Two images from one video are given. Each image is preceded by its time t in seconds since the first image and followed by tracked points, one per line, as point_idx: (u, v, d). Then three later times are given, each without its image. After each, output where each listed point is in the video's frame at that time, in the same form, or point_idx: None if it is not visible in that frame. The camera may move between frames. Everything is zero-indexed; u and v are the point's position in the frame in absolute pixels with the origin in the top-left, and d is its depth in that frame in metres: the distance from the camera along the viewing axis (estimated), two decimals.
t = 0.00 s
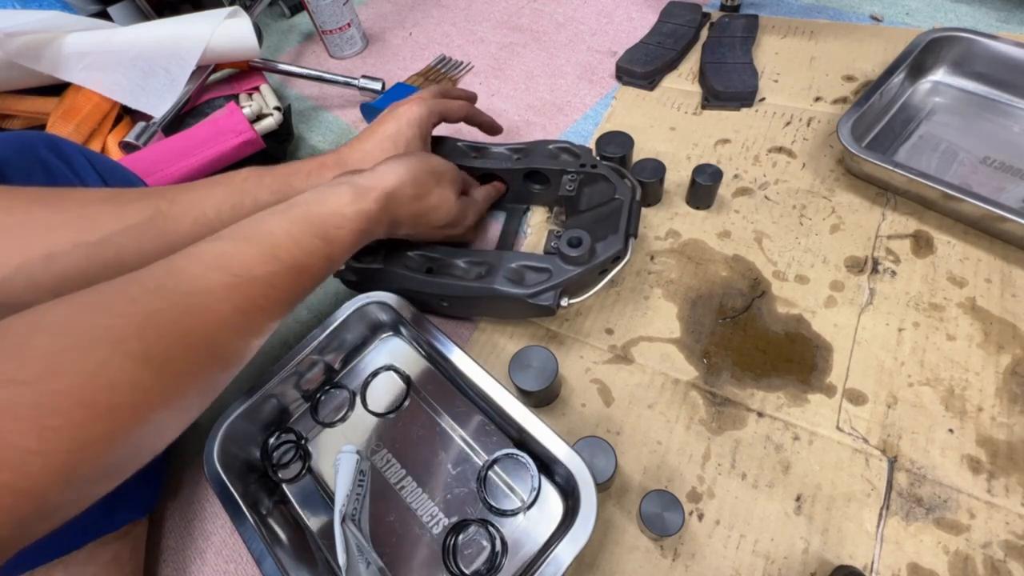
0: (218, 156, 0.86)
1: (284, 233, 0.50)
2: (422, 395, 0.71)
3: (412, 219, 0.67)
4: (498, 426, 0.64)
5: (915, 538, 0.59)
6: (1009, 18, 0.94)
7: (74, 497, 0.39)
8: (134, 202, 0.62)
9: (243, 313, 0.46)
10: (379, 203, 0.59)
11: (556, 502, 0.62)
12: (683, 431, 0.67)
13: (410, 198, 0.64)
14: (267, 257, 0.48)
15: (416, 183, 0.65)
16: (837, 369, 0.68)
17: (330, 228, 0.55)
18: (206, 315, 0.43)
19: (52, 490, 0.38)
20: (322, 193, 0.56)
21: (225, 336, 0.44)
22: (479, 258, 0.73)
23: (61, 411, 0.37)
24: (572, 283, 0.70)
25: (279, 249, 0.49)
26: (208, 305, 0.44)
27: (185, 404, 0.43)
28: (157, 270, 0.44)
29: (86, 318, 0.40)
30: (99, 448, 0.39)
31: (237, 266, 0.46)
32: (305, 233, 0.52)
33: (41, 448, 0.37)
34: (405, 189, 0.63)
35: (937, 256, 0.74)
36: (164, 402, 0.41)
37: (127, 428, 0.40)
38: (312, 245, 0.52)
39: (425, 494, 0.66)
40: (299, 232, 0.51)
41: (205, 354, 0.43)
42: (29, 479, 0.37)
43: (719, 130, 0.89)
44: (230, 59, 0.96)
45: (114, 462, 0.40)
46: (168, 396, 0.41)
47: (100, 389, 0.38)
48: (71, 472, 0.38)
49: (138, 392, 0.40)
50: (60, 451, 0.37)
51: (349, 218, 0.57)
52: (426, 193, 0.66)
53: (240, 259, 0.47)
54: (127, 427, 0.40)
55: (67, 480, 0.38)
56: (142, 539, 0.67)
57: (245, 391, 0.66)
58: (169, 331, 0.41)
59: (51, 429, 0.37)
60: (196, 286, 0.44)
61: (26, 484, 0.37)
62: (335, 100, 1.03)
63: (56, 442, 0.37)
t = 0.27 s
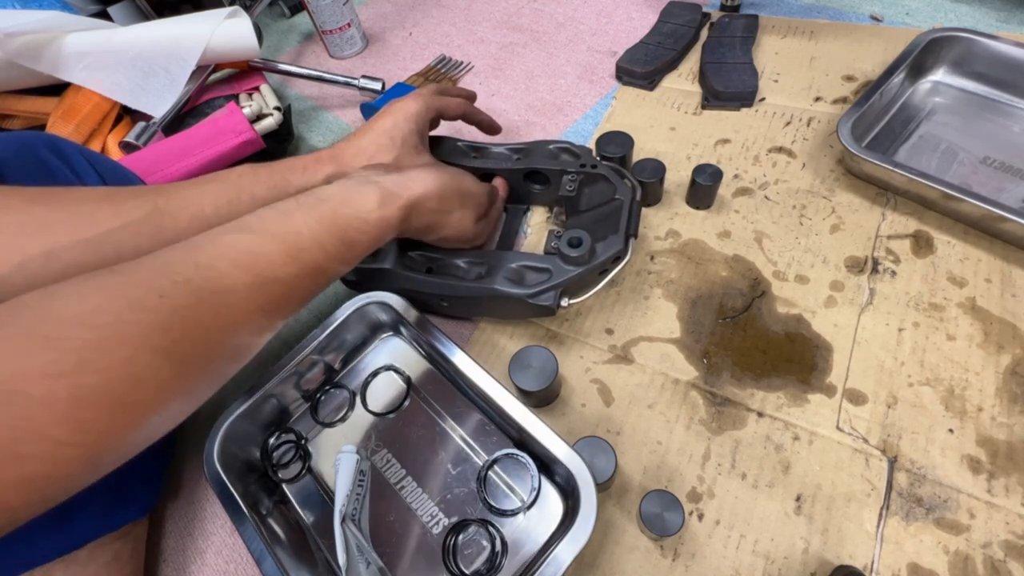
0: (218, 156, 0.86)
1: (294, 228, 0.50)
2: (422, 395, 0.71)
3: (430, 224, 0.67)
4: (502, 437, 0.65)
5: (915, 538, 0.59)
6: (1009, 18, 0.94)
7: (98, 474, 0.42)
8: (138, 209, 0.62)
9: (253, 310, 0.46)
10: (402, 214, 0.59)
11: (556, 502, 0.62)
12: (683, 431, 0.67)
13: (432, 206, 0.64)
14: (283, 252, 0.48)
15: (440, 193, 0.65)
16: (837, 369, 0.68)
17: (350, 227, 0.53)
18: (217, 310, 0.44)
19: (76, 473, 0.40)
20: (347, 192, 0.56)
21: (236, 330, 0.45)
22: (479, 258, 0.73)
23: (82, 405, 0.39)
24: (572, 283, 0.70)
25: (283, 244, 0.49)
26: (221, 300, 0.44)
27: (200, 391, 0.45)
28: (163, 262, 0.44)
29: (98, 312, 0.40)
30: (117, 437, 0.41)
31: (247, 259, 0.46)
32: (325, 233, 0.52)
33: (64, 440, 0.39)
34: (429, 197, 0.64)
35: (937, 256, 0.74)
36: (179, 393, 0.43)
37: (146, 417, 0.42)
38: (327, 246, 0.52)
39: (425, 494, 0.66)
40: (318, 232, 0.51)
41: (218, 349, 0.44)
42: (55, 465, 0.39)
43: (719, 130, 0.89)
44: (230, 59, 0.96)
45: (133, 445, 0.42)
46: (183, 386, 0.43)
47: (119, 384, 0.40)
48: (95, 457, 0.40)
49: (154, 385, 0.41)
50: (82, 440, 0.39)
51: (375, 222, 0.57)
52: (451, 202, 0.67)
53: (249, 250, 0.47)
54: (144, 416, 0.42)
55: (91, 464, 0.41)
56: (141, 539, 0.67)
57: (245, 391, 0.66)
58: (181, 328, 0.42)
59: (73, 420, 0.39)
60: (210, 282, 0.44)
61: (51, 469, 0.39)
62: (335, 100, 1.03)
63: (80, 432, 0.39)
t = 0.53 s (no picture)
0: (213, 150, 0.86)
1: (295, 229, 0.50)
2: (422, 395, 0.71)
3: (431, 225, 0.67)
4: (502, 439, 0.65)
5: (915, 538, 0.59)
6: (1009, 18, 0.94)
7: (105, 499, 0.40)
8: (131, 193, 0.61)
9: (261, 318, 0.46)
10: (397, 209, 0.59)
11: (556, 502, 0.62)
12: (683, 431, 0.67)
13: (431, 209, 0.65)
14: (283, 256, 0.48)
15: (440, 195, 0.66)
16: (837, 369, 0.68)
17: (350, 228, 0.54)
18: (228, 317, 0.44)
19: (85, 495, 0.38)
20: (345, 197, 0.57)
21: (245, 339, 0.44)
22: (479, 258, 0.73)
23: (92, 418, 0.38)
24: (572, 283, 0.70)
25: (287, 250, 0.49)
26: (230, 309, 0.44)
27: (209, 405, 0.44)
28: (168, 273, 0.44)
29: (106, 322, 0.40)
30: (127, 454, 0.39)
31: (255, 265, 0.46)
32: (328, 236, 0.52)
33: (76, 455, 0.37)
34: (430, 201, 0.64)
35: (937, 256, 0.74)
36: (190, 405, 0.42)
37: (157, 432, 0.40)
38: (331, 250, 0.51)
39: (425, 494, 0.66)
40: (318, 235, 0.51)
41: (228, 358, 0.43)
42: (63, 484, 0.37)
43: (719, 130, 0.89)
44: (230, 59, 0.97)
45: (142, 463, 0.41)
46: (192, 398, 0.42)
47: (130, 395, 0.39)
48: (110, 477, 0.39)
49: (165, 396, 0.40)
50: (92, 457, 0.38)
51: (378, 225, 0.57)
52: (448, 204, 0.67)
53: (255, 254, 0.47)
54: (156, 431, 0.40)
55: (99, 485, 0.39)
56: (141, 539, 0.67)
57: (245, 391, 0.66)
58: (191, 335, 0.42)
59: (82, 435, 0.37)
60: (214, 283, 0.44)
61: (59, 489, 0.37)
62: (335, 100, 1.03)
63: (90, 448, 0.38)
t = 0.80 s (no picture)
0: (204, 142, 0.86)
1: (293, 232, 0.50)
2: (422, 395, 0.71)
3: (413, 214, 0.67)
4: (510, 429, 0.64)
5: (915, 538, 0.59)
6: (1009, 18, 0.94)
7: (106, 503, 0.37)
8: (131, 193, 0.61)
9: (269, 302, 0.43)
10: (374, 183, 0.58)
11: (556, 502, 0.62)
12: (683, 431, 0.67)
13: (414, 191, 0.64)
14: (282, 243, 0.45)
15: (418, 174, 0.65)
16: (837, 369, 0.68)
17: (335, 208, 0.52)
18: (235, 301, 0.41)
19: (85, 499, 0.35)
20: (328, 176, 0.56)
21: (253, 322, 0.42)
22: (479, 258, 0.73)
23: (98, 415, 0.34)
24: (572, 283, 0.70)
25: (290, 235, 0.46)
26: (236, 296, 0.41)
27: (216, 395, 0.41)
28: (161, 261, 0.40)
29: (96, 315, 0.35)
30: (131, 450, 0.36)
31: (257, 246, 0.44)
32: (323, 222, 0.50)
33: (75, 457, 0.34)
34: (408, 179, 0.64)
35: (937, 256, 0.74)
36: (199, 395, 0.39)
37: (165, 426, 0.37)
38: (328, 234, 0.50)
39: (425, 494, 0.66)
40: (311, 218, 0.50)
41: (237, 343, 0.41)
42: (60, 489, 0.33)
43: (719, 130, 0.89)
44: (230, 59, 0.97)
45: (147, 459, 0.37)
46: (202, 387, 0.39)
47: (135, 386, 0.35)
48: (112, 467, 0.35)
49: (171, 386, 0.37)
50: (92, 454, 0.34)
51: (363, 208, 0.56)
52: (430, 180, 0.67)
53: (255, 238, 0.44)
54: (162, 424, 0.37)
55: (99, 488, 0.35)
56: (142, 539, 0.67)
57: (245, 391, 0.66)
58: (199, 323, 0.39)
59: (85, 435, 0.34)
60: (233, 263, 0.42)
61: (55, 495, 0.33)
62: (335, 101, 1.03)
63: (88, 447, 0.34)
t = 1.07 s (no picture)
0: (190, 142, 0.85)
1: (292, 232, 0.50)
2: (422, 395, 0.71)
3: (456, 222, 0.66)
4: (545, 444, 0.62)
5: (915, 538, 0.59)
6: (1009, 18, 0.94)
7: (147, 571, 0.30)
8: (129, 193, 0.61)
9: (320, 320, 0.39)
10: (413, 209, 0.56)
11: (556, 502, 0.62)
12: (683, 431, 0.67)
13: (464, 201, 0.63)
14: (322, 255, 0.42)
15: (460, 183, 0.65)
16: (837, 369, 0.68)
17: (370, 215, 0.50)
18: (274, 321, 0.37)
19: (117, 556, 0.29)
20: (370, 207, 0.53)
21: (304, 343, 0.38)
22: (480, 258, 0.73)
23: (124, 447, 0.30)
24: (573, 283, 0.70)
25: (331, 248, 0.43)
26: (307, 302, 0.39)
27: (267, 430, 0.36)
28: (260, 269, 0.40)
29: (166, 333, 0.34)
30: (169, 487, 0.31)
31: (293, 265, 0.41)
32: (360, 225, 0.48)
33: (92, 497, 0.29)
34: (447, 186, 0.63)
35: (937, 256, 0.74)
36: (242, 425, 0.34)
37: (209, 465, 0.32)
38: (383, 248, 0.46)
39: (425, 494, 0.66)
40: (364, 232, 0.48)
41: (281, 363, 0.36)
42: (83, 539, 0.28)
43: (719, 130, 0.89)
44: (230, 59, 0.97)
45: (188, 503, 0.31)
46: (246, 415, 0.34)
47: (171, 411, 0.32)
48: (219, 475, 0.33)
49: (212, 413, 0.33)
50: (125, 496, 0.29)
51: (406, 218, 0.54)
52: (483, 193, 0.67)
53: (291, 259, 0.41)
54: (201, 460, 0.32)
55: (139, 541, 0.29)
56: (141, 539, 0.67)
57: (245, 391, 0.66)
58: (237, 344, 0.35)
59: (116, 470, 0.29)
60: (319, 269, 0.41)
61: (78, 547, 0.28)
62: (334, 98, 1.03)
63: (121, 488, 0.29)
